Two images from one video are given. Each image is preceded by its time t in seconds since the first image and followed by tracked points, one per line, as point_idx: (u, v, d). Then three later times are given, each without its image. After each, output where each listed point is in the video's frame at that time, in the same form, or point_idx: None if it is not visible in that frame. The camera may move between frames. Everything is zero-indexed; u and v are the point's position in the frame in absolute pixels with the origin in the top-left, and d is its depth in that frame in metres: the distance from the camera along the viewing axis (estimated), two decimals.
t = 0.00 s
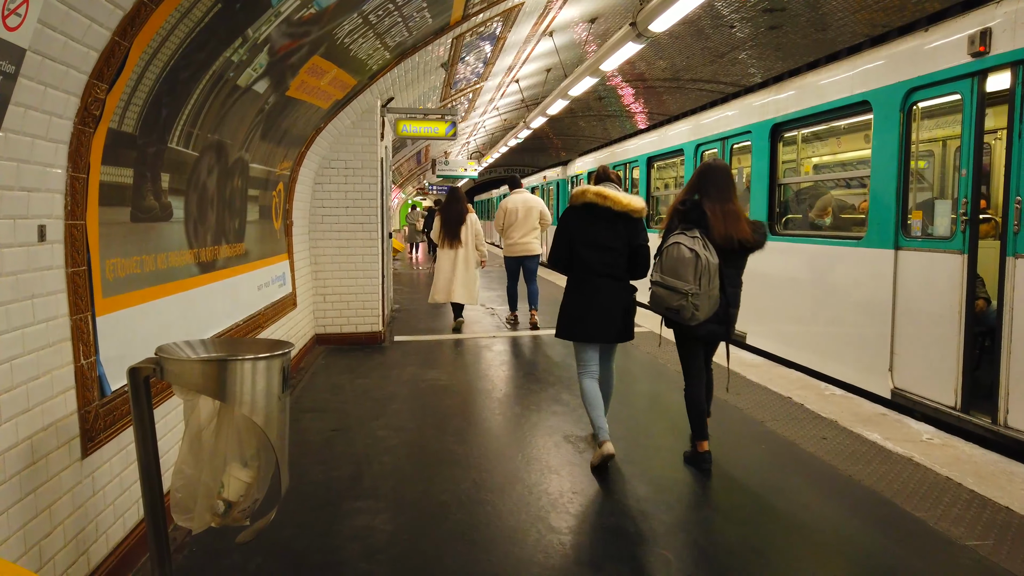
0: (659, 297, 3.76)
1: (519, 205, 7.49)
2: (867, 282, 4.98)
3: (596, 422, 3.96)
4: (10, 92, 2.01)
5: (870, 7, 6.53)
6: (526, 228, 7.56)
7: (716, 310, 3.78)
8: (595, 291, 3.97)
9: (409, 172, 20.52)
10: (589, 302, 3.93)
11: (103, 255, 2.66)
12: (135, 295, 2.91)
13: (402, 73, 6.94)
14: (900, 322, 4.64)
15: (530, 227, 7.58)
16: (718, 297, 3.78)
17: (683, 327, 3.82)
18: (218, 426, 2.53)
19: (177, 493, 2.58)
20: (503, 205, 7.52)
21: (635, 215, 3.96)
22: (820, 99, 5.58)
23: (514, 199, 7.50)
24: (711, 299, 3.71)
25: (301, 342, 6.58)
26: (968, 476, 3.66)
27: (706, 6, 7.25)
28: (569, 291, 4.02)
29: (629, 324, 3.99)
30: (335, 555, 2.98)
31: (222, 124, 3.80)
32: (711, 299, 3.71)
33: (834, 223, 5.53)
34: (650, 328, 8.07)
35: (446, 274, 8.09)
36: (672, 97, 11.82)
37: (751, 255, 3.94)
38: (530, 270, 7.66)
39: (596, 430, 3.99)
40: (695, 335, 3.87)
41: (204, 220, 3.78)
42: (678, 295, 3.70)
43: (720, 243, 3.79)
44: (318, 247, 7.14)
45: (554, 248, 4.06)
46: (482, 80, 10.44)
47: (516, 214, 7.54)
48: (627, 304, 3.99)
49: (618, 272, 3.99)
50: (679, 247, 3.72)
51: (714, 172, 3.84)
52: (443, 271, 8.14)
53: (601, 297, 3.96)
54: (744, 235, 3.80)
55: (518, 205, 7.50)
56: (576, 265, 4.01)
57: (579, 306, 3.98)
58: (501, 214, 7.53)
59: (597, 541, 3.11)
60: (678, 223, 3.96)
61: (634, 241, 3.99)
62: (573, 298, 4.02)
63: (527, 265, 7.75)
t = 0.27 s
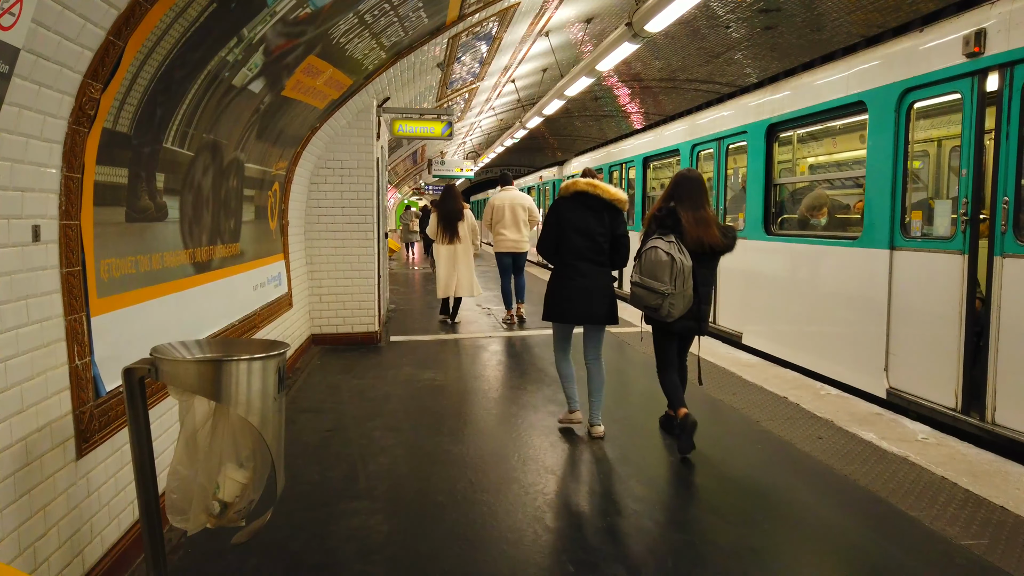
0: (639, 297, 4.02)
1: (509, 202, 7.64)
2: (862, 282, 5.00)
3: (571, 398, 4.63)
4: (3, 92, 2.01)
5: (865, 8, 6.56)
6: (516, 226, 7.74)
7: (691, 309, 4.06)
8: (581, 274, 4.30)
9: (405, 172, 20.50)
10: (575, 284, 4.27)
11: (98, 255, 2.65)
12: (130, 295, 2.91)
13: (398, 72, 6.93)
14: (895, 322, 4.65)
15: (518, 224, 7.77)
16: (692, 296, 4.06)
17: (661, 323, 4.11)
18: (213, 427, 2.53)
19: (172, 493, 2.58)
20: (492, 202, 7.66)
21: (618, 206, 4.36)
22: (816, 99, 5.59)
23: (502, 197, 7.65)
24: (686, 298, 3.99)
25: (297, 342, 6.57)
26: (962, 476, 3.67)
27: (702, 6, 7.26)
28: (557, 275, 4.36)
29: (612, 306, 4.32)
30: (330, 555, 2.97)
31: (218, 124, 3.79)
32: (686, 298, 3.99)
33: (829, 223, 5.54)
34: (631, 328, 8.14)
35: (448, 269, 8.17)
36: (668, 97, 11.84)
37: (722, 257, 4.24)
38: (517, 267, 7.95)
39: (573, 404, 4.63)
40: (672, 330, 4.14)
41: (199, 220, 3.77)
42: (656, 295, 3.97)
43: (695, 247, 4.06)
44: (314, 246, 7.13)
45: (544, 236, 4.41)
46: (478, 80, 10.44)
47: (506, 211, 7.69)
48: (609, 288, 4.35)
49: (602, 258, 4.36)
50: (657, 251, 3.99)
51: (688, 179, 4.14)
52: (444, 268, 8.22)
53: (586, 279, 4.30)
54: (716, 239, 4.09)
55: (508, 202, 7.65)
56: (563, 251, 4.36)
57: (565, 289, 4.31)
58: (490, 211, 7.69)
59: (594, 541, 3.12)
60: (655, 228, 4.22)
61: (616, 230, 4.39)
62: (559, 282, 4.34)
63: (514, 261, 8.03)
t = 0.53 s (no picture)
0: (625, 287, 4.34)
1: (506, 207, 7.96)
2: (861, 282, 5.00)
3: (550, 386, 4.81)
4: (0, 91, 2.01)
5: (863, 8, 6.57)
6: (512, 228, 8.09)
7: (674, 298, 4.37)
8: (562, 276, 4.53)
9: (404, 172, 20.47)
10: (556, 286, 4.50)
11: (96, 255, 2.65)
12: (129, 295, 2.91)
13: (397, 72, 6.93)
14: (894, 322, 4.65)
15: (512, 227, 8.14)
16: (675, 287, 4.36)
17: (646, 312, 4.41)
18: (211, 426, 2.52)
19: (170, 493, 2.57)
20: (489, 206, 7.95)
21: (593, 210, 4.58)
22: (815, 99, 5.60)
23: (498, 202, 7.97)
24: (669, 288, 4.30)
25: (296, 342, 6.56)
26: (961, 476, 3.67)
27: (701, 6, 7.27)
28: (539, 277, 4.59)
29: (593, 304, 4.58)
30: (329, 555, 2.97)
31: (216, 124, 3.78)
32: (669, 287, 4.30)
33: (828, 223, 5.55)
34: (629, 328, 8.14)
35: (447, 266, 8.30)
36: (667, 97, 11.85)
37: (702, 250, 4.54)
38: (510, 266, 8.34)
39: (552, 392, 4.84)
40: (655, 319, 4.43)
41: (198, 220, 3.77)
42: (641, 286, 4.28)
43: (677, 240, 4.38)
44: (313, 246, 7.13)
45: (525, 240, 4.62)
46: (477, 80, 10.45)
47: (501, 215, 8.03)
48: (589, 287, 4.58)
49: (580, 260, 4.59)
50: (641, 244, 4.32)
51: (667, 180, 4.46)
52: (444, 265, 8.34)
53: (568, 281, 4.52)
54: (696, 233, 4.41)
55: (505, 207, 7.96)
56: (543, 255, 4.58)
57: (548, 291, 4.54)
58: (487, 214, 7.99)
59: (593, 541, 3.11)
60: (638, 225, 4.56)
61: (592, 232, 4.62)
62: (542, 284, 4.57)
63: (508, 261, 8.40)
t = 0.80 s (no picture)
0: (609, 285, 4.66)
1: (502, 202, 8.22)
2: (860, 282, 5.00)
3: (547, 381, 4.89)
4: None
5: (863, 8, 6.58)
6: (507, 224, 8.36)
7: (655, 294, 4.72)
8: (546, 272, 4.82)
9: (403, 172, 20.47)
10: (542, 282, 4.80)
11: (95, 255, 2.64)
12: (128, 295, 2.91)
13: (396, 73, 6.93)
14: (894, 322, 4.66)
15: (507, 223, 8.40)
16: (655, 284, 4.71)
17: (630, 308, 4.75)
18: (211, 427, 2.52)
19: (169, 493, 2.56)
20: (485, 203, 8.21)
21: (576, 212, 4.84)
22: (814, 99, 5.60)
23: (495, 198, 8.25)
24: (650, 285, 4.64)
25: (295, 342, 6.56)
26: (961, 475, 3.68)
27: (700, 7, 7.27)
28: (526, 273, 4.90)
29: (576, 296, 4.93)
30: (328, 555, 2.97)
31: (216, 124, 3.78)
32: (650, 284, 4.64)
33: (828, 223, 5.55)
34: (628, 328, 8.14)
35: (442, 267, 8.35)
36: (666, 98, 11.85)
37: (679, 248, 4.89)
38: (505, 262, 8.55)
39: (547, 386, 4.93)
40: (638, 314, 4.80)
41: (197, 220, 3.77)
42: (625, 284, 4.62)
43: (656, 241, 4.71)
44: (312, 247, 7.12)
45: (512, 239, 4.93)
46: (476, 80, 10.45)
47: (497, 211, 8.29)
48: (572, 281, 4.91)
49: (564, 256, 4.89)
50: (624, 245, 4.65)
51: (647, 183, 4.75)
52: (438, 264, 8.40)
53: (552, 276, 4.82)
54: (675, 234, 4.74)
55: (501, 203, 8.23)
56: (529, 252, 4.88)
57: (534, 286, 4.84)
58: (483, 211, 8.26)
59: (592, 541, 3.11)
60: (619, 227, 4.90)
61: (576, 231, 4.90)
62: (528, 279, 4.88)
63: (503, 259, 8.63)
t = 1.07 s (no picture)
0: (595, 278, 4.89)
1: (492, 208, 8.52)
2: (860, 282, 5.00)
3: (532, 354, 5.42)
4: None
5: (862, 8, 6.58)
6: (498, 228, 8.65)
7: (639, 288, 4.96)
8: (541, 268, 5.21)
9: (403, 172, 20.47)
10: (533, 274, 5.19)
11: (95, 255, 2.64)
12: (128, 295, 2.91)
13: (396, 72, 6.93)
14: (894, 323, 4.66)
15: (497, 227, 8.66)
16: (639, 280, 4.95)
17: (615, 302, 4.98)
18: (211, 427, 2.52)
19: (169, 494, 2.57)
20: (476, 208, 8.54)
21: (569, 214, 5.21)
22: (813, 99, 5.61)
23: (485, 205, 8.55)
24: (634, 280, 4.88)
25: (295, 342, 6.56)
26: (961, 475, 3.68)
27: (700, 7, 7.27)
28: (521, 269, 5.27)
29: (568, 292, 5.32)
30: (327, 556, 2.97)
31: (216, 124, 3.78)
32: (635, 279, 4.89)
33: (828, 223, 5.54)
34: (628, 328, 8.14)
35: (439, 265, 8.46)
36: (666, 98, 11.86)
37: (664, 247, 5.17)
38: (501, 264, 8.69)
39: (534, 360, 5.46)
40: (623, 308, 5.02)
41: (197, 220, 3.76)
42: (610, 277, 4.85)
43: (641, 238, 5.00)
44: (312, 247, 7.12)
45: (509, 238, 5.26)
46: (476, 80, 10.45)
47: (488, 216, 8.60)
48: (565, 278, 5.31)
49: (557, 254, 5.25)
50: (610, 241, 4.90)
51: (635, 186, 5.06)
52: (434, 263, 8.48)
53: (546, 272, 5.20)
54: (659, 232, 5.01)
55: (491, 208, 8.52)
56: (525, 250, 5.24)
57: (529, 279, 5.21)
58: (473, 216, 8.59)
59: (592, 541, 3.12)
60: (609, 224, 5.15)
61: (569, 232, 5.26)
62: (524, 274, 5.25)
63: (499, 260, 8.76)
